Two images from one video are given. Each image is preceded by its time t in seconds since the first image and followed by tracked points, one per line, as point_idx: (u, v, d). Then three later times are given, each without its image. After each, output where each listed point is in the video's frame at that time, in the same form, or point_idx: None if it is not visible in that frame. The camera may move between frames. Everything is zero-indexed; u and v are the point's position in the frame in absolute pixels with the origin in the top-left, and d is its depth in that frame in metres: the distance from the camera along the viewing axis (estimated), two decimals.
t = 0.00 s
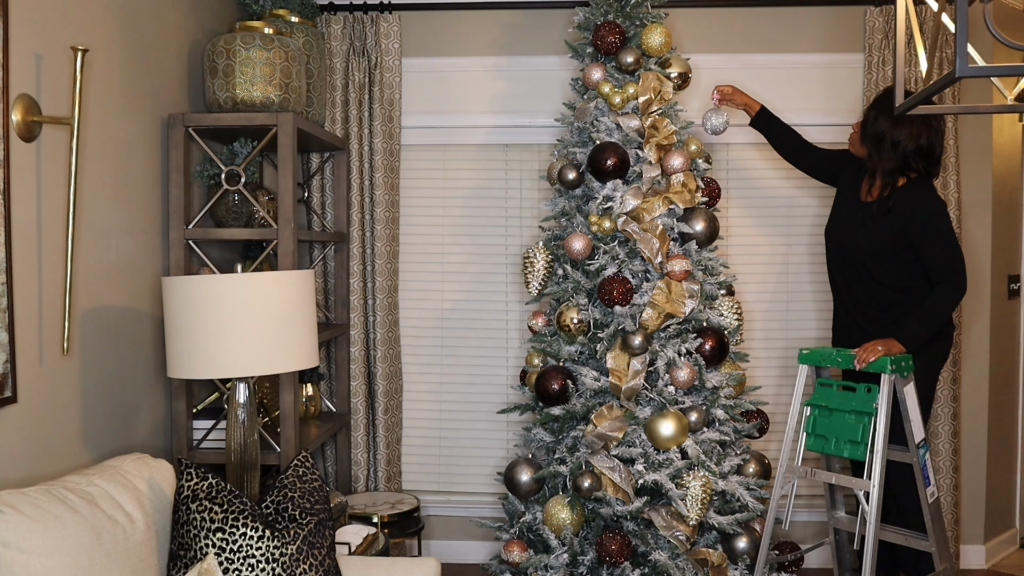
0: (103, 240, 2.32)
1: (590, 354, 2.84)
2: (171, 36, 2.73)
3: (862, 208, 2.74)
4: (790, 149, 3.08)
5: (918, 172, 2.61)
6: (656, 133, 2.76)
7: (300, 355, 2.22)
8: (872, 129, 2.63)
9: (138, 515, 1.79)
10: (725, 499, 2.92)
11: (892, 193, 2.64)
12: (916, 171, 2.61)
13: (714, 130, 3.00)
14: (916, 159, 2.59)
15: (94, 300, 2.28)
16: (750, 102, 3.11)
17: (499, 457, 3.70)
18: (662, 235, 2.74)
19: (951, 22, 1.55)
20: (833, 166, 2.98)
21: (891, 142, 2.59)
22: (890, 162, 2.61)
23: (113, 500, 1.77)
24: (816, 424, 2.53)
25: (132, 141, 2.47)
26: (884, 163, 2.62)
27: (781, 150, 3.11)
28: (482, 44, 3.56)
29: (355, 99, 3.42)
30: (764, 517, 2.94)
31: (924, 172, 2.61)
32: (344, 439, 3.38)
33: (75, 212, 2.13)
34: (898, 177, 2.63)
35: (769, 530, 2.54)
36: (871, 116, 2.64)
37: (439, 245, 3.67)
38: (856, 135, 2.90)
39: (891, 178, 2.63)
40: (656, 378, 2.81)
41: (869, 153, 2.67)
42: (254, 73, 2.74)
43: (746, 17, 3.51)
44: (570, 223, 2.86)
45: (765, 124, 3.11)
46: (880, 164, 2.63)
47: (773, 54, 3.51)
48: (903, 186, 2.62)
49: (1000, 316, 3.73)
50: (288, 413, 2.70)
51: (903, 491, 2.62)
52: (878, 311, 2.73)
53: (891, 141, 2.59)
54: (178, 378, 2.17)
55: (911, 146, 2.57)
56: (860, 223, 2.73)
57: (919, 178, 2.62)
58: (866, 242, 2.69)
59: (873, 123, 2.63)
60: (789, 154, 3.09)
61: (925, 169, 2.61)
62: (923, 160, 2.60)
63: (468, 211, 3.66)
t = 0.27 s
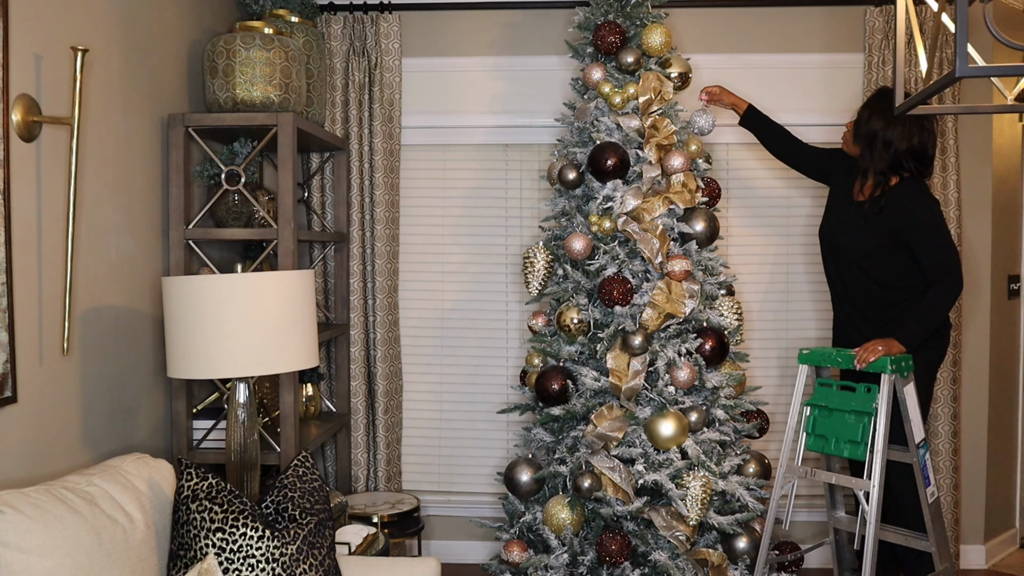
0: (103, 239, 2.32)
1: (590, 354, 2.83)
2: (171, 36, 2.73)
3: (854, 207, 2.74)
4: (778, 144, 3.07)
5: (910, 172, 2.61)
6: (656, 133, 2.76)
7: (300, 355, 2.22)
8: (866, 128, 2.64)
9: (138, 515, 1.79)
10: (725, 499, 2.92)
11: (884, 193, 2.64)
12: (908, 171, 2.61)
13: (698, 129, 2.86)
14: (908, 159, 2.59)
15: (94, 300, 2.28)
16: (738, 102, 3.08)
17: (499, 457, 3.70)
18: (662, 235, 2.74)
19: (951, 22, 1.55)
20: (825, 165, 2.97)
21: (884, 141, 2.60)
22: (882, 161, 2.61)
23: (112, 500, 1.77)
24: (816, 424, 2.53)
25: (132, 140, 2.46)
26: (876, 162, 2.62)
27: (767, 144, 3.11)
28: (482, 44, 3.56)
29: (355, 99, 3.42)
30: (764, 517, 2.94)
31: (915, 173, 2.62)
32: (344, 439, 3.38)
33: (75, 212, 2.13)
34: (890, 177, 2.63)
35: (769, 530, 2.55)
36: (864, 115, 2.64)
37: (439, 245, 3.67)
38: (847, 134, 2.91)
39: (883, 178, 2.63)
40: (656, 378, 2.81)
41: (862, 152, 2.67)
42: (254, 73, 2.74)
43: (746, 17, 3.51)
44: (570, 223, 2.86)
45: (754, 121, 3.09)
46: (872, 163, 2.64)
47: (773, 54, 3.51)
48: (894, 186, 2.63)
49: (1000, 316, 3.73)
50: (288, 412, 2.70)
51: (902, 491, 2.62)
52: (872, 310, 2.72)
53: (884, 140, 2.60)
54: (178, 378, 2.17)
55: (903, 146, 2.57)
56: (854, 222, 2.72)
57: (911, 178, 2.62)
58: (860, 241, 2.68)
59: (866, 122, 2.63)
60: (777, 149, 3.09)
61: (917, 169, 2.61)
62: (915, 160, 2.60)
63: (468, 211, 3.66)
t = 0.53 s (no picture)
0: (103, 239, 2.32)
1: (590, 354, 2.84)
2: (171, 36, 2.73)
3: (849, 207, 2.73)
4: (772, 150, 3.07)
5: (903, 171, 2.62)
6: (656, 133, 2.76)
7: (300, 355, 2.22)
8: (860, 127, 2.63)
9: (138, 515, 1.79)
10: (725, 499, 2.92)
11: (877, 192, 2.64)
12: (902, 170, 2.62)
13: (693, 128, 2.88)
14: (901, 159, 2.60)
15: (94, 300, 2.28)
16: (727, 106, 3.08)
17: (499, 457, 3.70)
18: (662, 235, 2.74)
19: (951, 22, 1.55)
20: (818, 166, 2.95)
21: (878, 141, 2.60)
22: (875, 161, 2.62)
23: (113, 500, 1.77)
24: (816, 424, 2.54)
25: (132, 140, 2.47)
26: (870, 161, 2.63)
27: (763, 150, 3.10)
28: (482, 44, 3.56)
29: (355, 99, 3.42)
30: (764, 517, 2.94)
31: (908, 172, 2.62)
32: (344, 439, 3.38)
33: (75, 212, 2.13)
34: (883, 176, 2.63)
35: (769, 530, 2.55)
36: (858, 114, 2.64)
37: (439, 245, 3.67)
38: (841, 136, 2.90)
39: (877, 177, 2.64)
40: (656, 378, 2.81)
41: (856, 151, 2.67)
42: (254, 73, 2.74)
43: (746, 17, 3.51)
44: (570, 223, 2.86)
45: (744, 126, 3.09)
46: (866, 163, 2.64)
47: (773, 54, 3.51)
48: (888, 185, 2.63)
49: (1000, 316, 3.73)
50: (288, 412, 2.70)
51: (902, 491, 2.62)
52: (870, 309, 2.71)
53: (878, 140, 2.60)
54: (179, 378, 2.17)
55: (896, 146, 2.58)
56: (849, 221, 2.72)
57: (906, 177, 2.62)
58: (859, 241, 2.68)
59: (860, 121, 2.63)
60: (773, 155, 3.08)
61: (910, 169, 2.62)
62: (908, 159, 2.61)
63: (468, 211, 3.66)
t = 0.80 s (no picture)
0: (103, 239, 2.32)
1: (590, 354, 2.84)
2: (171, 36, 2.73)
3: (846, 207, 2.73)
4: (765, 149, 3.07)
5: (900, 171, 2.62)
6: (656, 133, 2.76)
7: (300, 355, 2.22)
8: (857, 127, 2.64)
9: (138, 515, 1.79)
10: (725, 499, 2.93)
11: (875, 192, 2.64)
12: (899, 170, 2.62)
13: (690, 125, 2.83)
14: (898, 158, 2.60)
15: (94, 300, 2.28)
16: (720, 105, 3.08)
17: (499, 457, 3.70)
18: (662, 235, 2.74)
19: (951, 22, 1.55)
20: (815, 166, 2.95)
21: (875, 141, 2.60)
22: (873, 160, 2.61)
23: (112, 500, 1.77)
24: (816, 424, 2.54)
25: (132, 140, 2.47)
26: (868, 161, 2.62)
27: (756, 151, 3.10)
28: (482, 44, 3.56)
29: (355, 99, 3.42)
30: (764, 517, 2.94)
31: (905, 172, 2.63)
32: (344, 439, 3.38)
33: (75, 212, 2.13)
34: (881, 176, 2.63)
35: (769, 530, 2.55)
36: (855, 115, 2.65)
37: (439, 245, 3.67)
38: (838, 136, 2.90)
39: (875, 177, 2.63)
40: (656, 378, 2.81)
41: (852, 151, 2.67)
42: (254, 74, 2.74)
43: (746, 17, 3.51)
44: (570, 223, 2.86)
45: (737, 125, 3.09)
46: (863, 163, 2.64)
47: (774, 54, 3.51)
48: (886, 185, 2.62)
49: (1000, 316, 3.73)
50: (288, 412, 2.70)
51: (902, 491, 2.62)
52: (870, 308, 2.71)
53: (875, 139, 2.60)
54: (179, 378, 2.16)
55: (894, 145, 2.58)
56: (848, 221, 2.71)
57: (902, 177, 2.62)
58: (860, 241, 2.67)
59: (857, 122, 2.63)
60: (766, 155, 3.07)
61: (907, 169, 2.62)
62: (905, 159, 2.61)
63: (468, 211, 3.66)
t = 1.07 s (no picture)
0: (103, 239, 2.32)
1: (590, 354, 2.84)
2: (171, 36, 2.73)
3: (845, 207, 2.73)
4: (764, 149, 3.07)
5: (900, 170, 2.61)
6: (656, 133, 2.76)
7: (300, 355, 2.22)
8: (854, 128, 2.64)
9: (138, 515, 1.79)
10: (725, 499, 2.93)
11: (873, 192, 2.64)
12: (898, 170, 2.61)
13: (693, 123, 2.84)
14: (897, 158, 2.59)
15: (94, 301, 2.28)
16: (724, 102, 3.07)
17: (499, 457, 3.70)
18: (662, 235, 2.74)
19: (951, 22, 1.55)
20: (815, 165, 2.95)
21: (873, 141, 2.60)
22: (870, 161, 2.61)
23: (112, 500, 1.77)
24: (816, 424, 2.54)
25: (132, 140, 2.46)
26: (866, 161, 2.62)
27: (755, 150, 3.10)
28: (482, 44, 3.56)
29: (355, 99, 3.42)
30: (764, 517, 2.94)
31: (905, 171, 2.62)
32: (344, 439, 3.38)
33: (75, 212, 2.13)
34: (879, 176, 2.63)
35: (769, 530, 2.55)
36: (853, 115, 2.64)
37: (439, 245, 3.67)
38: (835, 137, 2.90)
39: (873, 176, 2.63)
40: (656, 378, 2.80)
41: (851, 151, 2.67)
42: (254, 73, 2.74)
43: (746, 16, 3.51)
44: (570, 223, 2.86)
45: (738, 124, 3.09)
46: (861, 163, 2.64)
47: (774, 54, 3.51)
48: (885, 184, 2.63)
49: (1000, 315, 3.73)
50: (288, 412, 2.70)
51: (902, 491, 2.62)
52: (869, 308, 2.71)
53: (872, 139, 2.60)
54: (179, 378, 2.16)
55: (891, 146, 2.58)
56: (847, 221, 2.71)
57: (901, 177, 2.62)
58: (859, 241, 2.67)
59: (855, 122, 2.63)
60: (765, 154, 3.07)
61: (906, 168, 2.61)
62: (904, 159, 2.60)
63: (468, 211, 3.66)
